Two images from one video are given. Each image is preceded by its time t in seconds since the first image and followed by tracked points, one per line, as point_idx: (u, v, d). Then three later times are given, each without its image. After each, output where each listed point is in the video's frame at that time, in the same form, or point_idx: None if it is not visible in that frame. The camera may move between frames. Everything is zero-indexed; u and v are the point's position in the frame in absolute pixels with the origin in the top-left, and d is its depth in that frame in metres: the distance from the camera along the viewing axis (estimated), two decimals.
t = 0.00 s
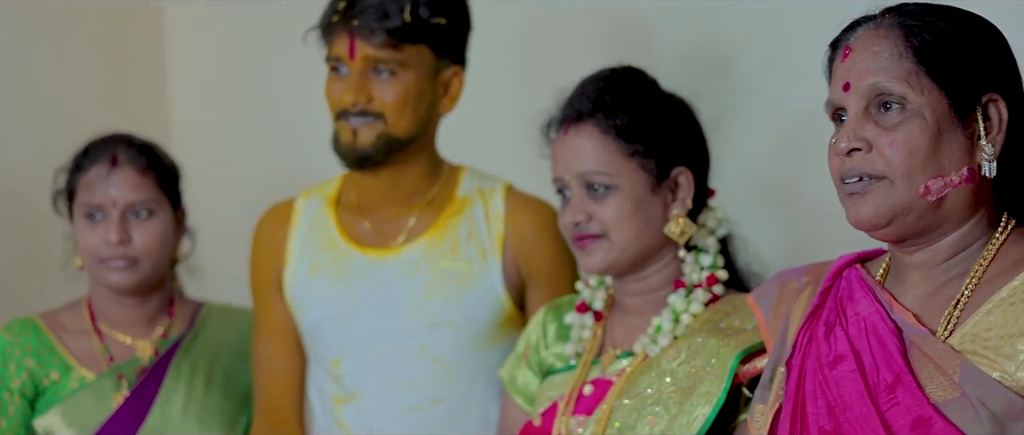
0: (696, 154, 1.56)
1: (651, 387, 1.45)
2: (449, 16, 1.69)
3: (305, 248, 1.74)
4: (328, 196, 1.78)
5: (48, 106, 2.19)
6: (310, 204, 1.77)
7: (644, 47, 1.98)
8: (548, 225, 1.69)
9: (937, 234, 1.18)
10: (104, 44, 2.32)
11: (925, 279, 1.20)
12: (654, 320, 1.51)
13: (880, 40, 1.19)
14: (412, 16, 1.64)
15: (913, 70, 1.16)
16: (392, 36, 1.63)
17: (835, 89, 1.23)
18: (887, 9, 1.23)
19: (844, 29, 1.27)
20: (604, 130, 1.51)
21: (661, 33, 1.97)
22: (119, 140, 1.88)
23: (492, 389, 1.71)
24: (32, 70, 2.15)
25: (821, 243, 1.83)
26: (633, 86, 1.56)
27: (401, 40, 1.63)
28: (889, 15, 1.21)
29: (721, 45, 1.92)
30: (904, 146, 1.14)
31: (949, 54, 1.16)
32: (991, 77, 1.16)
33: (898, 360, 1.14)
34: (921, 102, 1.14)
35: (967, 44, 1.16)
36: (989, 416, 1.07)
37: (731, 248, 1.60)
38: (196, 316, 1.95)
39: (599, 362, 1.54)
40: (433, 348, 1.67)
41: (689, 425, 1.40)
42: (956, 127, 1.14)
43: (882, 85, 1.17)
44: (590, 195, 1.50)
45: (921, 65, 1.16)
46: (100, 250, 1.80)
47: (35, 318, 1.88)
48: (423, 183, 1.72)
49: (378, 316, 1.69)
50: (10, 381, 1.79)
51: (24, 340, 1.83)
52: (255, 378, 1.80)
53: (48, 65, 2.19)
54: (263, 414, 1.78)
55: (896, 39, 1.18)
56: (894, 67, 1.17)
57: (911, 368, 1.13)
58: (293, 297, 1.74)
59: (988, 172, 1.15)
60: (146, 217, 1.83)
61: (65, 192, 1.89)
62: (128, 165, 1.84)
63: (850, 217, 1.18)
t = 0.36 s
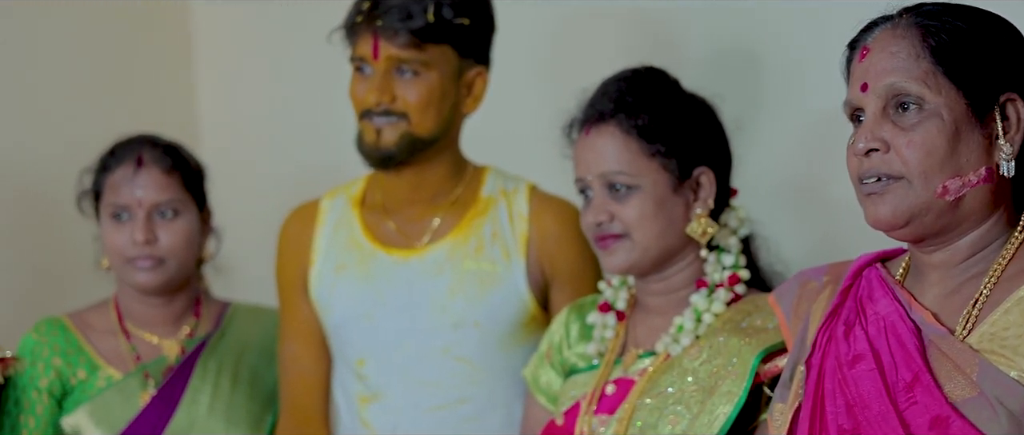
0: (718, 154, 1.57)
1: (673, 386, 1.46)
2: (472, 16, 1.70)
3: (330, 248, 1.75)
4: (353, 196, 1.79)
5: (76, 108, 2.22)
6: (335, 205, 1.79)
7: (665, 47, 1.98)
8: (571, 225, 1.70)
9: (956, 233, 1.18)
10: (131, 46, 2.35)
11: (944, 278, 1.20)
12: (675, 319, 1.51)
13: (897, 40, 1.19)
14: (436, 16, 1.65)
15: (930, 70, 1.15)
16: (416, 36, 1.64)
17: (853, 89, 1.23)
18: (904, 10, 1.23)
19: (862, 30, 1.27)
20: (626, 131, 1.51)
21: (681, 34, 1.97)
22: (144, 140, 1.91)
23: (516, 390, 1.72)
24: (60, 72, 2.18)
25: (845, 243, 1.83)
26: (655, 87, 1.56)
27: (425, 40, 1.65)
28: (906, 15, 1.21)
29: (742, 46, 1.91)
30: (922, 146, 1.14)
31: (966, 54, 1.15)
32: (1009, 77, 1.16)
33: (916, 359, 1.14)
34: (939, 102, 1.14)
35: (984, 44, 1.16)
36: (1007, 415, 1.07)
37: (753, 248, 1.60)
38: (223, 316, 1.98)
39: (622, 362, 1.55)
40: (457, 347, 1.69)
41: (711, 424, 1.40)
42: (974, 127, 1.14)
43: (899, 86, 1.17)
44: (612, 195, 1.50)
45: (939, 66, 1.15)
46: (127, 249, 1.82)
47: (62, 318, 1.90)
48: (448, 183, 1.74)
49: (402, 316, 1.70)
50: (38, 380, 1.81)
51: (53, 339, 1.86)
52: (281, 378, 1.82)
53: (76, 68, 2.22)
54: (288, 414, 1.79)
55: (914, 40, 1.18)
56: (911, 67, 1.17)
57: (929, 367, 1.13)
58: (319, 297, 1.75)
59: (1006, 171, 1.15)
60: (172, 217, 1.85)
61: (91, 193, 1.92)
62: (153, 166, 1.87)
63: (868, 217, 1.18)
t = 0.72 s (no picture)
0: (738, 153, 1.57)
1: (692, 385, 1.46)
2: (493, 15, 1.71)
3: (353, 248, 1.76)
4: (375, 196, 1.80)
5: (101, 109, 2.25)
6: (357, 204, 1.80)
7: (685, 47, 1.99)
8: (592, 224, 1.70)
9: (971, 231, 1.17)
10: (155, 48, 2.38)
11: (960, 276, 1.20)
12: (695, 317, 1.51)
13: (912, 39, 1.19)
14: (457, 15, 1.66)
15: (946, 68, 1.15)
16: (437, 35, 1.65)
17: (869, 88, 1.23)
18: (920, 8, 1.23)
19: (878, 29, 1.27)
20: (645, 130, 1.52)
21: (702, 34, 1.97)
22: (168, 141, 1.93)
23: (536, 389, 1.72)
24: (85, 74, 2.21)
25: (867, 243, 1.82)
26: (674, 86, 1.56)
27: (446, 39, 1.66)
28: (922, 14, 1.21)
29: (761, 46, 1.91)
30: (937, 144, 1.13)
31: (983, 52, 1.15)
32: None
33: (932, 356, 1.14)
34: (954, 101, 1.14)
35: (1001, 42, 1.16)
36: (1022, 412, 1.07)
37: (773, 247, 1.60)
38: (246, 315, 2.00)
39: (642, 359, 1.55)
40: (479, 346, 1.69)
41: (729, 421, 1.41)
42: (990, 125, 1.14)
43: (915, 84, 1.17)
44: (631, 195, 1.51)
45: (955, 64, 1.15)
46: (151, 249, 1.85)
47: (87, 318, 1.93)
48: (470, 183, 1.75)
49: (425, 315, 1.71)
50: (64, 379, 1.84)
51: (78, 338, 1.88)
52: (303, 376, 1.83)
53: (101, 69, 2.25)
54: (312, 413, 1.80)
55: (929, 38, 1.18)
56: (926, 66, 1.17)
57: (945, 365, 1.13)
58: (341, 296, 1.77)
59: (1022, 169, 1.14)
60: (195, 217, 1.87)
61: (115, 193, 1.94)
62: (177, 166, 1.89)
63: (884, 215, 1.18)
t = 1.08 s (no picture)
0: (754, 151, 1.57)
1: (709, 383, 1.46)
2: (511, 14, 1.72)
3: (372, 247, 1.77)
4: (394, 195, 1.82)
5: (123, 110, 2.28)
6: (376, 204, 1.81)
7: (701, 45, 1.99)
8: (610, 223, 1.71)
9: (984, 229, 1.17)
10: (175, 48, 2.40)
11: (973, 274, 1.19)
12: (712, 316, 1.52)
13: (923, 37, 1.19)
14: (475, 14, 1.67)
15: (957, 66, 1.15)
16: (455, 35, 1.66)
17: (882, 87, 1.23)
18: (932, 6, 1.23)
19: (890, 28, 1.27)
20: (661, 129, 1.52)
21: (720, 33, 1.97)
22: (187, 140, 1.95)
23: (554, 387, 1.73)
24: (107, 75, 2.24)
25: (887, 242, 1.81)
26: (690, 84, 1.56)
27: (464, 38, 1.66)
28: (933, 12, 1.21)
29: (778, 45, 1.91)
30: (949, 142, 1.13)
31: (995, 50, 1.15)
32: None
33: (945, 354, 1.14)
34: (966, 98, 1.14)
35: (1014, 39, 1.15)
36: None
37: (790, 244, 1.60)
38: (267, 314, 2.02)
39: (659, 358, 1.55)
40: (497, 345, 1.70)
41: (746, 419, 1.41)
42: (1002, 123, 1.13)
43: (927, 82, 1.17)
44: (648, 194, 1.51)
45: (966, 62, 1.15)
46: (171, 248, 1.86)
47: (109, 317, 1.95)
48: (488, 182, 1.75)
49: (444, 313, 1.72)
50: (85, 378, 1.86)
51: (100, 338, 1.90)
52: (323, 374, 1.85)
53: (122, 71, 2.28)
54: (333, 411, 1.82)
55: (940, 36, 1.18)
56: (937, 64, 1.17)
57: (958, 363, 1.13)
58: (361, 295, 1.78)
59: None
60: (214, 216, 1.89)
61: (136, 193, 1.96)
62: (196, 166, 1.91)
63: (896, 214, 1.18)
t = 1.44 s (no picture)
0: (770, 150, 1.57)
1: (726, 382, 1.46)
2: (528, 14, 1.72)
3: (391, 246, 1.78)
4: (413, 194, 1.82)
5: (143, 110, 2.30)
6: (395, 203, 1.82)
7: (719, 44, 1.99)
8: (627, 221, 1.71)
9: (999, 228, 1.17)
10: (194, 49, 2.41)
11: (988, 273, 1.19)
12: (728, 315, 1.52)
13: (935, 37, 1.19)
14: (493, 14, 1.68)
15: (969, 66, 1.15)
16: (473, 34, 1.67)
17: (895, 87, 1.23)
18: (944, 6, 1.22)
19: (902, 28, 1.27)
20: (678, 128, 1.52)
21: (737, 32, 1.97)
22: (205, 140, 1.97)
23: (571, 386, 1.74)
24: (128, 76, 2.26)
25: (904, 241, 1.81)
26: (707, 84, 1.56)
27: (483, 37, 1.67)
28: (946, 12, 1.21)
29: (794, 44, 1.91)
30: (962, 142, 1.13)
31: (1008, 49, 1.14)
32: None
33: (960, 353, 1.14)
34: (978, 98, 1.14)
35: None
36: None
37: (807, 243, 1.60)
38: (285, 313, 2.04)
39: (676, 357, 1.55)
40: (515, 343, 1.71)
41: (762, 418, 1.41)
42: (1015, 122, 1.13)
43: (939, 82, 1.17)
44: (665, 193, 1.51)
45: (977, 61, 1.15)
46: (189, 247, 1.88)
47: (128, 316, 1.97)
48: (506, 180, 1.76)
49: (462, 312, 1.73)
50: (105, 377, 1.87)
51: (119, 336, 1.92)
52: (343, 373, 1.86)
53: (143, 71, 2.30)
54: (352, 409, 1.83)
55: (952, 36, 1.18)
56: (950, 63, 1.16)
57: (972, 362, 1.13)
58: (380, 294, 1.79)
59: None
60: (232, 215, 1.91)
61: (155, 192, 1.98)
62: (214, 165, 1.92)
63: (910, 213, 1.18)
